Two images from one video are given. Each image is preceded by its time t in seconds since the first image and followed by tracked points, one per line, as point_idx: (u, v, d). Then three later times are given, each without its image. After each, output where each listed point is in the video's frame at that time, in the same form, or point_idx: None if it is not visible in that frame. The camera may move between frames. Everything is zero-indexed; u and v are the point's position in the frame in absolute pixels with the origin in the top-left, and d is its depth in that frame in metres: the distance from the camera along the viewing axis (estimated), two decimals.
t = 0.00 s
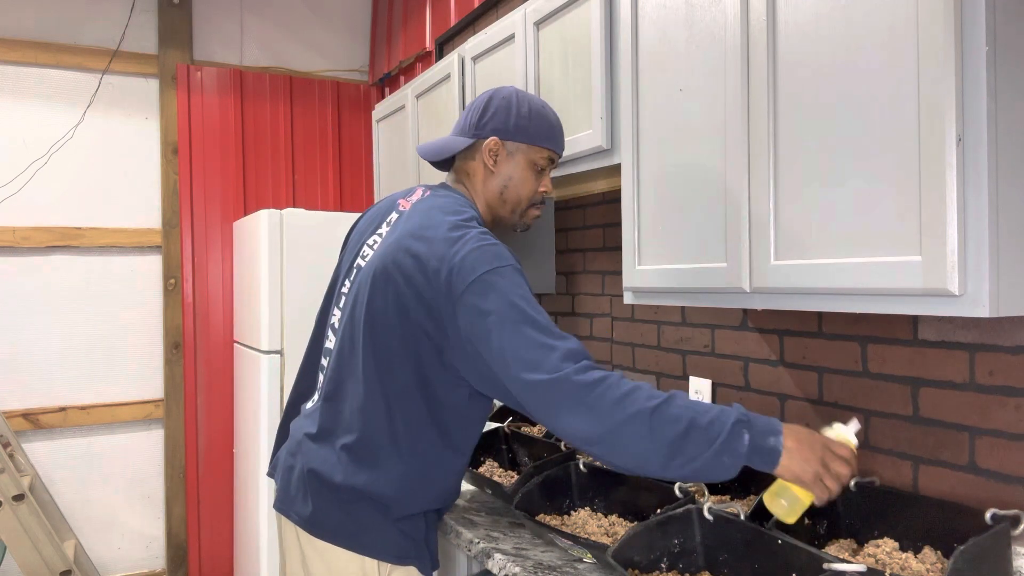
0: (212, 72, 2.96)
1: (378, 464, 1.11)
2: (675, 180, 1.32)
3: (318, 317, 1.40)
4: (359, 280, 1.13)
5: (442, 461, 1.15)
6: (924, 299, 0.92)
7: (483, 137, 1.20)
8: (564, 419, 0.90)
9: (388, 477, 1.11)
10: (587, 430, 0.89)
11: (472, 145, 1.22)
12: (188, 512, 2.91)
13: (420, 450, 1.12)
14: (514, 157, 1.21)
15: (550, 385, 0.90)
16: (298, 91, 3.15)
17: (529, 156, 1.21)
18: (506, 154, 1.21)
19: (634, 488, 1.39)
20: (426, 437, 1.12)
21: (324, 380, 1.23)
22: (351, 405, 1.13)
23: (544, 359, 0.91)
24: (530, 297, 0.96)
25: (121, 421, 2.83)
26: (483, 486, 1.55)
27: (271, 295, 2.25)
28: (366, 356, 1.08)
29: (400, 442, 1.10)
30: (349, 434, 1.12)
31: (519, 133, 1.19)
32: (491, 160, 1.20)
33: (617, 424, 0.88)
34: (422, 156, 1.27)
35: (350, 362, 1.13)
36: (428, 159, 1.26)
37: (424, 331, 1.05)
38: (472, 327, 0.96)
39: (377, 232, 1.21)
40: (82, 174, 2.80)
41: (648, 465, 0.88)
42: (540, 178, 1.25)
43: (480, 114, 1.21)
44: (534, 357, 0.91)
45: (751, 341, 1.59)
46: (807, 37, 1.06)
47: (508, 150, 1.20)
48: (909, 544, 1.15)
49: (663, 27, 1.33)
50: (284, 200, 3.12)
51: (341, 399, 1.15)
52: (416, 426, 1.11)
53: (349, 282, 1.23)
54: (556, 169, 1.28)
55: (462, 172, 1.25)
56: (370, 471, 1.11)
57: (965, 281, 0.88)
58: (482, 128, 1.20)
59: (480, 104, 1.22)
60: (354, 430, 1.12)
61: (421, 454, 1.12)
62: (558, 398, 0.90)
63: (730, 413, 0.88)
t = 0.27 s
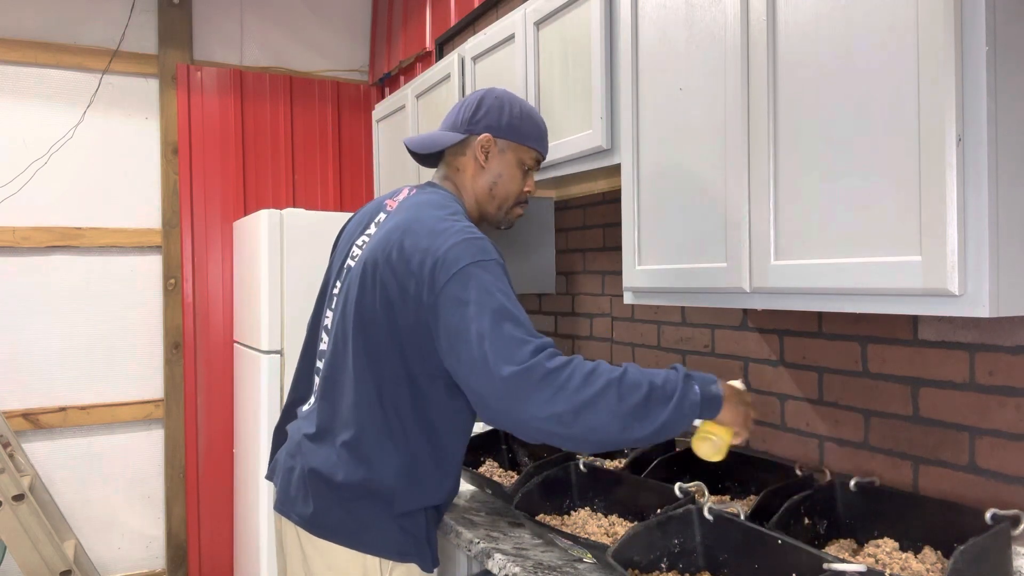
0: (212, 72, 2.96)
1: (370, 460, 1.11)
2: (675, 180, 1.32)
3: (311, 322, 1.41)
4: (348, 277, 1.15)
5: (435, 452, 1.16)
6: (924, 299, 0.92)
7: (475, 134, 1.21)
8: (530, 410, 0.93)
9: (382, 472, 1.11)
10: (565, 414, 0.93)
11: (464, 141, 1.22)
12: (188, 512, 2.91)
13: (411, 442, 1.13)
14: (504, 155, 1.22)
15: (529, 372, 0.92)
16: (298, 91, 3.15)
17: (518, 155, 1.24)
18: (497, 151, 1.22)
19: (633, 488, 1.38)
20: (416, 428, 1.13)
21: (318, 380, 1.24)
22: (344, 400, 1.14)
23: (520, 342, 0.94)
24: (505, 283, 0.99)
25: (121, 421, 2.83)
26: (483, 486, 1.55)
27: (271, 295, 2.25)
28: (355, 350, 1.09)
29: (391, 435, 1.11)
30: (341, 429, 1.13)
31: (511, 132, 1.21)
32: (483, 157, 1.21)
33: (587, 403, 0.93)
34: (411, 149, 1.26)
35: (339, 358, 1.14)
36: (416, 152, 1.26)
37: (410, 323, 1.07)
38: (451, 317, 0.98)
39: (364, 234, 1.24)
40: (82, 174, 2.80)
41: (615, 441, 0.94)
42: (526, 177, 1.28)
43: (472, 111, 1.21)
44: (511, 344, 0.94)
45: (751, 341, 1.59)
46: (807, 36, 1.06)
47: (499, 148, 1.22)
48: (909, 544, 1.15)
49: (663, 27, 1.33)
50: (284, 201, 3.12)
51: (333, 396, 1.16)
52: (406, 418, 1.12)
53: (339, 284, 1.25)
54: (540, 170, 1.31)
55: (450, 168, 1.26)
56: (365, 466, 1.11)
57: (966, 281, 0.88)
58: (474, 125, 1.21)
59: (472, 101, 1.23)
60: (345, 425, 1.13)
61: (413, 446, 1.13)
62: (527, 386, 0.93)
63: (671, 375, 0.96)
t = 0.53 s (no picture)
0: (212, 72, 2.96)
1: (369, 457, 1.11)
2: (675, 180, 1.32)
3: (304, 324, 1.42)
4: (346, 274, 1.16)
5: (434, 450, 1.16)
6: (924, 299, 0.92)
7: (464, 133, 1.26)
8: (545, 393, 0.98)
9: (383, 468, 1.11)
10: (574, 401, 0.99)
11: (453, 141, 1.26)
12: (188, 512, 2.91)
13: (410, 440, 1.13)
14: (492, 154, 1.27)
15: (541, 361, 0.98)
16: (298, 92, 3.15)
17: (505, 153, 1.28)
18: (485, 150, 1.26)
19: (633, 487, 1.38)
20: (419, 424, 1.14)
21: (315, 380, 1.23)
22: (341, 398, 1.14)
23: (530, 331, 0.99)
24: (511, 278, 1.04)
25: (121, 421, 2.83)
26: (482, 486, 1.55)
27: (271, 295, 2.25)
28: (354, 346, 1.10)
29: (390, 432, 1.11)
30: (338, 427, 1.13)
31: (499, 131, 1.26)
32: (472, 156, 1.26)
33: (593, 391, 0.99)
34: (401, 150, 1.30)
35: (337, 354, 1.15)
36: (407, 153, 1.30)
37: (410, 319, 1.08)
38: (460, 309, 1.02)
39: (357, 234, 1.25)
40: (82, 174, 2.80)
41: (614, 428, 1.01)
42: (514, 176, 1.32)
43: (460, 111, 1.26)
44: (521, 334, 0.99)
45: (751, 341, 1.59)
46: (807, 36, 1.06)
47: (487, 147, 1.26)
48: (909, 544, 1.15)
49: (663, 27, 1.33)
50: (284, 201, 3.12)
51: (329, 394, 1.16)
52: (405, 416, 1.12)
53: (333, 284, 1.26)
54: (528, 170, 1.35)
55: (440, 167, 1.30)
56: (366, 463, 1.11)
57: (966, 281, 0.87)
58: (462, 125, 1.25)
59: (460, 103, 1.27)
60: (342, 423, 1.12)
61: (412, 444, 1.13)
62: (539, 372, 0.98)
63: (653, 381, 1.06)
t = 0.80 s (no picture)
0: (212, 72, 2.96)
1: (373, 453, 1.11)
2: (675, 180, 1.32)
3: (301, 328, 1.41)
4: (347, 272, 1.16)
5: (438, 447, 1.16)
6: (924, 299, 0.92)
7: (458, 135, 1.26)
8: (554, 380, 0.99)
9: (386, 463, 1.11)
10: (579, 387, 1.00)
11: (447, 143, 1.27)
12: (188, 512, 2.91)
13: (415, 436, 1.13)
14: (486, 155, 1.27)
15: (548, 346, 0.99)
16: (298, 92, 3.15)
17: (499, 155, 1.28)
18: (479, 152, 1.27)
19: (633, 487, 1.38)
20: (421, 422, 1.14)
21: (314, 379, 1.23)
22: (342, 394, 1.14)
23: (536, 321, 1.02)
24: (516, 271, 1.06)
25: (121, 421, 2.83)
26: (482, 486, 1.55)
27: (271, 295, 2.25)
28: (358, 342, 1.10)
29: (395, 428, 1.11)
30: (341, 424, 1.13)
31: (493, 133, 1.26)
32: (466, 158, 1.26)
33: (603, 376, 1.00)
34: (397, 153, 1.31)
35: (339, 351, 1.14)
36: (402, 155, 1.30)
37: (415, 314, 1.08)
38: (468, 301, 1.04)
39: (356, 233, 1.25)
40: (82, 174, 2.80)
41: (624, 413, 1.01)
42: (509, 177, 1.32)
43: (454, 114, 1.26)
44: (527, 324, 1.01)
45: (751, 341, 1.59)
46: (807, 36, 1.06)
47: (481, 149, 1.27)
48: (909, 544, 1.15)
49: (663, 26, 1.33)
50: (284, 201, 3.12)
51: (330, 392, 1.15)
52: (409, 412, 1.12)
53: (332, 284, 1.26)
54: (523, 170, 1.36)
55: (434, 169, 1.30)
56: (369, 458, 1.11)
57: (966, 281, 0.88)
58: (457, 127, 1.26)
59: (454, 106, 1.28)
60: (345, 420, 1.12)
61: (416, 440, 1.13)
62: (546, 353, 0.99)
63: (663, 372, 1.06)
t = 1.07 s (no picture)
0: (212, 72, 2.96)
1: (370, 452, 1.11)
2: (676, 180, 1.32)
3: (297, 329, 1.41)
4: (345, 271, 1.16)
5: (436, 448, 1.16)
6: (924, 299, 0.92)
7: (456, 135, 1.26)
8: (551, 381, 1.01)
9: (383, 464, 1.11)
10: (574, 389, 1.02)
11: (444, 143, 1.27)
12: (188, 512, 2.91)
13: (412, 437, 1.13)
14: (484, 155, 1.28)
15: (546, 348, 1.01)
16: (298, 92, 3.15)
17: (497, 155, 1.29)
18: (477, 152, 1.27)
19: (633, 488, 1.38)
20: (418, 422, 1.14)
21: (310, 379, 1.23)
22: (338, 394, 1.13)
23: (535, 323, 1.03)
24: (514, 273, 1.06)
25: (121, 421, 2.83)
26: (482, 486, 1.55)
27: (271, 295, 2.25)
28: (356, 341, 1.10)
29: (393, 428, 1.11)
30: (337, 423, 1.13)
31: (491, 133, 1.27)
32: (463, 157, 1.26)
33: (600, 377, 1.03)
34: (394, 153, 1.30)
35: (336, 350, 1.14)
36: (400, 155, 1.30)
37: (414, 314, 1.09)
38: (467, 302, 1.05)
39: (352, 233, 1.25)
40: (82, 174, 2.80)
41: (613, 416, 1.05)
42: (506, 177, 1.33)
43: (452, 114, 1.26)
44: (526, 327, 1.02)
45: (751, 341, 1.59)
46: (807, 36, 1.06)
47: (479, 149, 1.27)
48: (909, 544, 1.15)
49: (663, 26, 1.33)
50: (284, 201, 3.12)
51: (326, 391, 1.15)
52: (407, 412, 1.12)
53: (330, 284, 1.26)
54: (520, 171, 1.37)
55: (432, 169, 1.30)
56: (367, 459, 1.11)
57: (966, 281, 0.88)
58: (455, 127, 1.26)
59: (452, 107, 1.28)
60: (342, 418, 1.12)
61: (413, 441, 1.13)
62: (550, 359, 1.01)
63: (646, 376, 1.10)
